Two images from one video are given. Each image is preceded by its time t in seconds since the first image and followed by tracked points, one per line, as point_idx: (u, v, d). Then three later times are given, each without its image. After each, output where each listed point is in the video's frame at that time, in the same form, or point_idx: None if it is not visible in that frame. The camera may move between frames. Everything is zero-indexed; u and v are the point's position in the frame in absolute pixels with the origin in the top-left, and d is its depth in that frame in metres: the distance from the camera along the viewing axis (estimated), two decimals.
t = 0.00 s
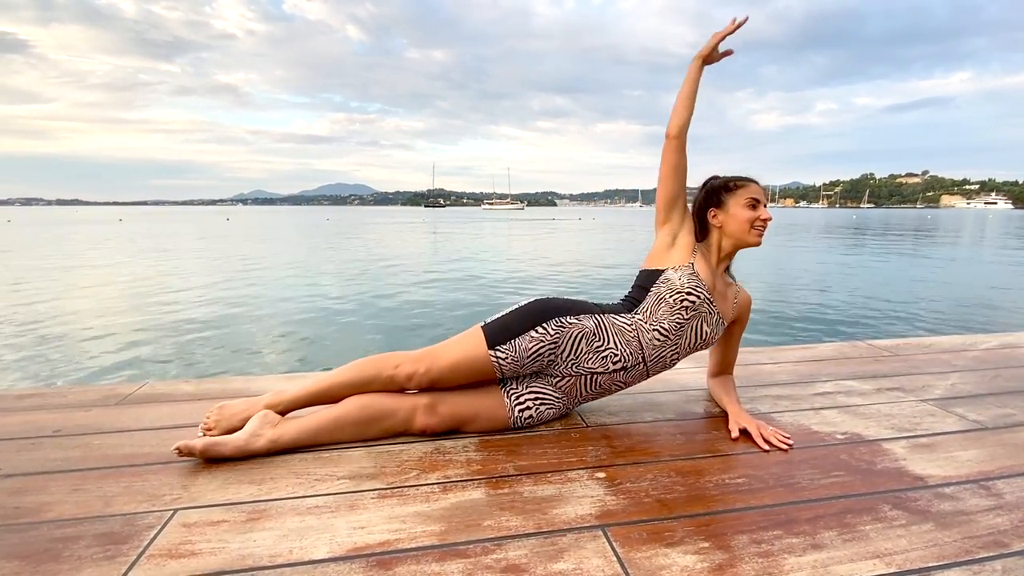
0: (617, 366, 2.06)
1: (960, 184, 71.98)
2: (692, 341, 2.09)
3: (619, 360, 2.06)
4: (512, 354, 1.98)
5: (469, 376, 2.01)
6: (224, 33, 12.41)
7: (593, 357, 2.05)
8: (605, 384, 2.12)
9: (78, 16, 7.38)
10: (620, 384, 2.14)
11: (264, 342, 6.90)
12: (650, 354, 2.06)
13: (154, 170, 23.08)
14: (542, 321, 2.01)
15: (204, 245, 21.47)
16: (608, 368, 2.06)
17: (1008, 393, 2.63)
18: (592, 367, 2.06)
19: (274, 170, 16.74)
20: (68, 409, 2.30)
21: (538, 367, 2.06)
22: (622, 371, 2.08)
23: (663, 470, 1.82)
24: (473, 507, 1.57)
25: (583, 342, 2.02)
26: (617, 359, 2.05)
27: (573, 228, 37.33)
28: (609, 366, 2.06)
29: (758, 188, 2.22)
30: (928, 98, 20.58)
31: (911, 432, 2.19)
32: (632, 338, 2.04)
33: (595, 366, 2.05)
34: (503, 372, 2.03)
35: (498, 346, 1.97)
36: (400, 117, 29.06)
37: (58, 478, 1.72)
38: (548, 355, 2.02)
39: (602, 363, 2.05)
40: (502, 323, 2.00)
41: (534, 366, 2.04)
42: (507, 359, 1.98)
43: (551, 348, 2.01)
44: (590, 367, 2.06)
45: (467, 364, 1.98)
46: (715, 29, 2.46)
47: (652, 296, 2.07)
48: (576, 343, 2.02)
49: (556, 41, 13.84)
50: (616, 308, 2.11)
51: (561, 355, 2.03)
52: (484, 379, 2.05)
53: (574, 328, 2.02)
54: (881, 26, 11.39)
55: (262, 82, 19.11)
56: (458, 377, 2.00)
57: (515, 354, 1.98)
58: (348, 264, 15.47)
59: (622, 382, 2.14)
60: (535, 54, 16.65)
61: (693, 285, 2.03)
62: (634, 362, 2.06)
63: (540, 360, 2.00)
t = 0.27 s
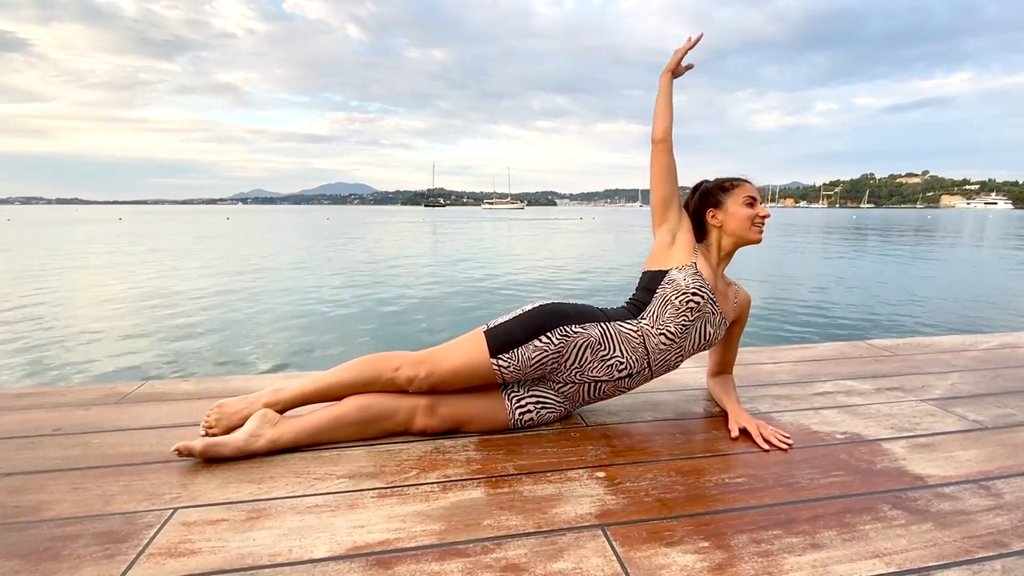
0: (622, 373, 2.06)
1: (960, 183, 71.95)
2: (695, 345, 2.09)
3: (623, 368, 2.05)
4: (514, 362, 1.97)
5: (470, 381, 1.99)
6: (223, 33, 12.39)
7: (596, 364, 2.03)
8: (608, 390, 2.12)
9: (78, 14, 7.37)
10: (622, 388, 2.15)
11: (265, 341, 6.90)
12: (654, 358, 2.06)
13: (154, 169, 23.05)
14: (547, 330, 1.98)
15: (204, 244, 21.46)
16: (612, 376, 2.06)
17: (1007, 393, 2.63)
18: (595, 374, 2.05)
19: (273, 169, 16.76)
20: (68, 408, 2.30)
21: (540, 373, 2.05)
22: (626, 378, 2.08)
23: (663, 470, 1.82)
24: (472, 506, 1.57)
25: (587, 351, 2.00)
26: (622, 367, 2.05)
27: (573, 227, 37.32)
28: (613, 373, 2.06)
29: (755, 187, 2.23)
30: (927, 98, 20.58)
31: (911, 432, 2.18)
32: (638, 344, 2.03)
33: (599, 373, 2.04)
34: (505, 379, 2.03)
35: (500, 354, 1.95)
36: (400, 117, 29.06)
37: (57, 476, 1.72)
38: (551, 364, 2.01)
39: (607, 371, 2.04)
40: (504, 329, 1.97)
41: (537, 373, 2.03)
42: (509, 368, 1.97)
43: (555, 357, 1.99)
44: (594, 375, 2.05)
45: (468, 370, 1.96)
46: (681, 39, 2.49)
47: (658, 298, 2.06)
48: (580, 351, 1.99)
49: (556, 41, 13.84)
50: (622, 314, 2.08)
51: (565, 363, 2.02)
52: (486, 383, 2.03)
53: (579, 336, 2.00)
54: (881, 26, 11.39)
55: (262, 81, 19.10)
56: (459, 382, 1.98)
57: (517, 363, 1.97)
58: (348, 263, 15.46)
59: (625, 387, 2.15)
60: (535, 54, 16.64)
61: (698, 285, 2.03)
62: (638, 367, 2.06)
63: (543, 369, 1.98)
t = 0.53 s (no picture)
0: (624, 378, 2.06)
1: (959, 183, 72.01)
2: (696, 345, 2.10)
3: (624, 370, 2.05)
4: (515, 366, 1.97)
5: (471, 384, 1.99)
6: (223, 32, 12.38)
7: (598, 367, 2.03)
8: (608, 393, 2.13)
9: (77, 13, 7.35)
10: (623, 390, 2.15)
11: (265, 340, 6.89)
12: (655, 359, 2.06)
13: (153, 168, 22.99)
14: (548, 335, 1.97)
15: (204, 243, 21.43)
16: (613, 379, 2.06)
17: (1007, 393, 2.63)
18: (596, 377, 2.05)
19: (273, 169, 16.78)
20: (68, 407, 2.30)
21: (541, 377, 2.05)
22: (627, 380, 2.08)
23: (663, 469, 1.82)
24: (472, 505, 1.56)
25: (590, 356, 2.00)
26: (624, 370, 2.05)
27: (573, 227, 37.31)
28: (614, 376, 2.06)
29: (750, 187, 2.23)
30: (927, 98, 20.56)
31: (911, 432, 2.18)
32: (640, 346, 2.03)
33: (602, 378, 2.05)
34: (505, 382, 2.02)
35: (500, 357, 1.95)
36: (400, 116, 29.06)
37: (57, 476, 1.72)
38: (553, 368, 2.00)
39: (610, 376, 2.04)
40: (504, 331, 1.96)
41: (537, 376, 2.03)
42: (511, 372, 1.97)
43: (556, 361, 2.00)
44: (595, 379, 2.05)
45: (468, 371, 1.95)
46: (665, 43, 2.47)
47: (659, 299, 2.06)
48: (582, 354, 1.99)
49: (556, 40, 13.82)
50: (624, 317, 2.08)
51: (566, 367, 2.02)
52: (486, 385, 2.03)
53: (582, 341, 1.99)
54: (881, 26, 11.38)
55: (262, 80, 19.07)
56: (459, 384, 1.98)
57: (518, 367, 1.97)
58: (348, 263, 15.42)
59: (627, 389, 2.15)
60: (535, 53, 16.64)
61: (698, 285, 2.04)
62: (639, 370, 2.07)
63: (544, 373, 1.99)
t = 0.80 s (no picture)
0: (621, 370, 2.06)
1: (958, 183, 72.10)
2: (693, 343, 2.09)
3: (621, 363, 2.05)
4: (513, 358, 1.97)
5: (470, 378, 1.99)
6: (223, 30, 12.36)
7: (596, 361, 2.03)
8: (607, 387, 2.12)
9: (77, 11, 7.33)
10: (621, 386, 2.15)
11: (265, 339, 6.89)
12: (652, 355, 2.06)
13: (152, 167, 22.97)
14: (545, 326, 1.98)
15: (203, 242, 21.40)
16: (611, 373, 2.06)
17: (1006, 392, 2.64)
18: (595, 371, 2.05)
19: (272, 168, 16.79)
20: (67, 405, 2.30)
21: (538, 372, 2.05)
22: (625, 373, 2.08)
23: (662, 467, 1.82)
24: (472, 503, 1.57)
25: (587, 348, 2.00)
26: (621, 363, 2.05)
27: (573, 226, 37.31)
28: (612, 369, 2.06)
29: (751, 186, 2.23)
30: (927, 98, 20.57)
31: (911, 431, 2.19)
32: (636, 340, 2.03)
33: (599, 370, 2.05)
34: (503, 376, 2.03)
35: (499, 350, 1.95)
36: (399, 115, 29.05)
37: (57, 474, 1.72)
38: (550, 360, 2.01)
39: (607, 368, 2.05)
40: (503, 326, 1.97)
41: (535, 370, 2.03)
42: (509, 364, 1.97)
43: (554, 353, 1.99)
44: (593, 371, 2.05)
45: (467, 365, 1.96)
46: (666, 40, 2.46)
47: (654, 296, 2.07)
48: (578, 345, 2.00)
49: (556, 40, 13.81)
50: (619, 311, 2.09)
51: (564, 360, 2.02)
52: (485, 380, 2.03)
53: (578, 333, 1.99)
54: (881, 26, 11.38)
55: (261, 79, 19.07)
56: (457, 380, 1.98)
57: (516, 359, 1.96)
58: (348, 262, 15.42)
59: (624, 384, 2.15)
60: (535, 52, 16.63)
61: (694, 283, 2.04)
62: (636, 364, 2.07)
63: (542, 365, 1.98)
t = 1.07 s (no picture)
0: (608, 352, 2.10)
1: (959, 183, 72.05)
2: (683, 336, 2.12)
3: (612, 346, 2.10)
4: (508, 335, 2.02)
5: (468, 362, 2.06)
6: (223, 29, 12.34)
7: (587, 343, 2.09)
8: (600, 372, 2.14)
9: (76, 9, 7.30)
10: (613, 374, 2.17)
11: (264, 338, 6.89)
12: (640, 345, 2.11)
13: (152, 165, 22.92)
14: (535, 306, 2.07)
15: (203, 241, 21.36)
16: (602, 354, 2.10)
17: (1005, 392, 2.64)
18: (586, 352, 2.10)
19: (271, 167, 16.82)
20: (66, 404, 2.30)
21: (531, 356, 2.11)
22: (615, 358, 2.11)
23: (662, 467, 1.83)
24: (472, 502, 1.57)
25: (576, 327, 2.08)
26: (610, 345, 2.09)
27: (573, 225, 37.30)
28: (603, 352, 2.09)
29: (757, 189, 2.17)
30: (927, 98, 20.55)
31: (910, 431, 2.19)
32: (622, 323, 2.10)
33: (588, 351, 2.09)
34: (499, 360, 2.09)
35: (494, 327, 2.02)
36: (399, 114, 29.04)
37: (57, 472, 1.72)
38: (543, 339, 2.06)
39: (595, 348, 2.09)
40: (497, 309, 2.07)
41: (529, 353, 2.08)
42: (503, 341, 2.02)
43: (546, 332, 2.06)
44: (585, 352, 2.10)
45: (466, 349, 2.03)
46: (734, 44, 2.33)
47: (642, 290, 2.13)
48: (567, 324, 2.07)
49: (556, 39, 13.79)
50: (607, 297, 2.17)
51: (555, 340, 2.08)
52: (481, 366, 2.09)
53: (566, 311, 2.08)
54: (881, 26, 11.38)
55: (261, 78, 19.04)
56: (456, 363, 2.06)
57: (511, 335, 2.02)
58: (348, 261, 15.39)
59: (617, 372, 2.16)
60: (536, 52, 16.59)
61: (681, 280, 2.09)
62: (626, 351, 2.11)
63: (534, 343, 2.04)
